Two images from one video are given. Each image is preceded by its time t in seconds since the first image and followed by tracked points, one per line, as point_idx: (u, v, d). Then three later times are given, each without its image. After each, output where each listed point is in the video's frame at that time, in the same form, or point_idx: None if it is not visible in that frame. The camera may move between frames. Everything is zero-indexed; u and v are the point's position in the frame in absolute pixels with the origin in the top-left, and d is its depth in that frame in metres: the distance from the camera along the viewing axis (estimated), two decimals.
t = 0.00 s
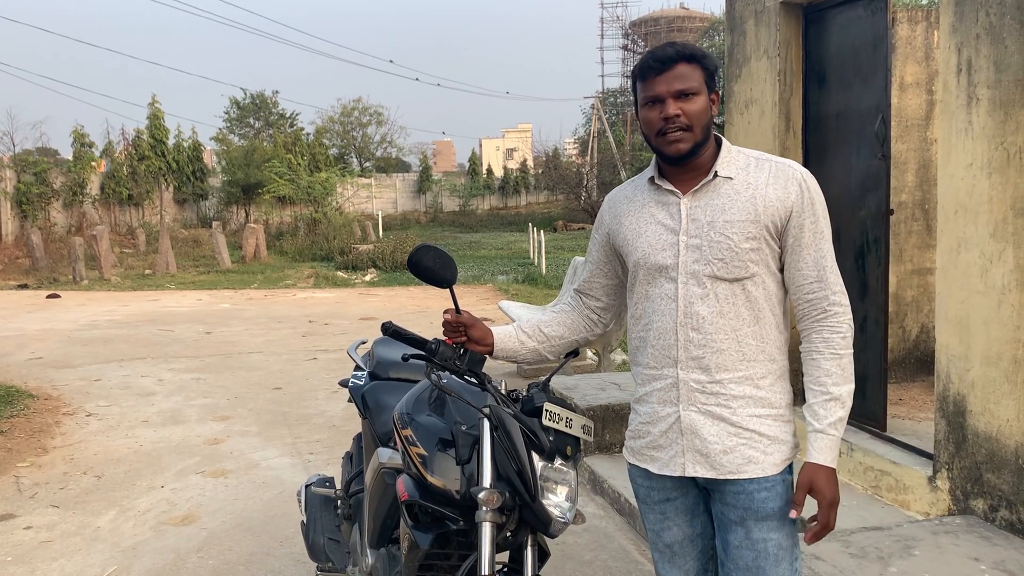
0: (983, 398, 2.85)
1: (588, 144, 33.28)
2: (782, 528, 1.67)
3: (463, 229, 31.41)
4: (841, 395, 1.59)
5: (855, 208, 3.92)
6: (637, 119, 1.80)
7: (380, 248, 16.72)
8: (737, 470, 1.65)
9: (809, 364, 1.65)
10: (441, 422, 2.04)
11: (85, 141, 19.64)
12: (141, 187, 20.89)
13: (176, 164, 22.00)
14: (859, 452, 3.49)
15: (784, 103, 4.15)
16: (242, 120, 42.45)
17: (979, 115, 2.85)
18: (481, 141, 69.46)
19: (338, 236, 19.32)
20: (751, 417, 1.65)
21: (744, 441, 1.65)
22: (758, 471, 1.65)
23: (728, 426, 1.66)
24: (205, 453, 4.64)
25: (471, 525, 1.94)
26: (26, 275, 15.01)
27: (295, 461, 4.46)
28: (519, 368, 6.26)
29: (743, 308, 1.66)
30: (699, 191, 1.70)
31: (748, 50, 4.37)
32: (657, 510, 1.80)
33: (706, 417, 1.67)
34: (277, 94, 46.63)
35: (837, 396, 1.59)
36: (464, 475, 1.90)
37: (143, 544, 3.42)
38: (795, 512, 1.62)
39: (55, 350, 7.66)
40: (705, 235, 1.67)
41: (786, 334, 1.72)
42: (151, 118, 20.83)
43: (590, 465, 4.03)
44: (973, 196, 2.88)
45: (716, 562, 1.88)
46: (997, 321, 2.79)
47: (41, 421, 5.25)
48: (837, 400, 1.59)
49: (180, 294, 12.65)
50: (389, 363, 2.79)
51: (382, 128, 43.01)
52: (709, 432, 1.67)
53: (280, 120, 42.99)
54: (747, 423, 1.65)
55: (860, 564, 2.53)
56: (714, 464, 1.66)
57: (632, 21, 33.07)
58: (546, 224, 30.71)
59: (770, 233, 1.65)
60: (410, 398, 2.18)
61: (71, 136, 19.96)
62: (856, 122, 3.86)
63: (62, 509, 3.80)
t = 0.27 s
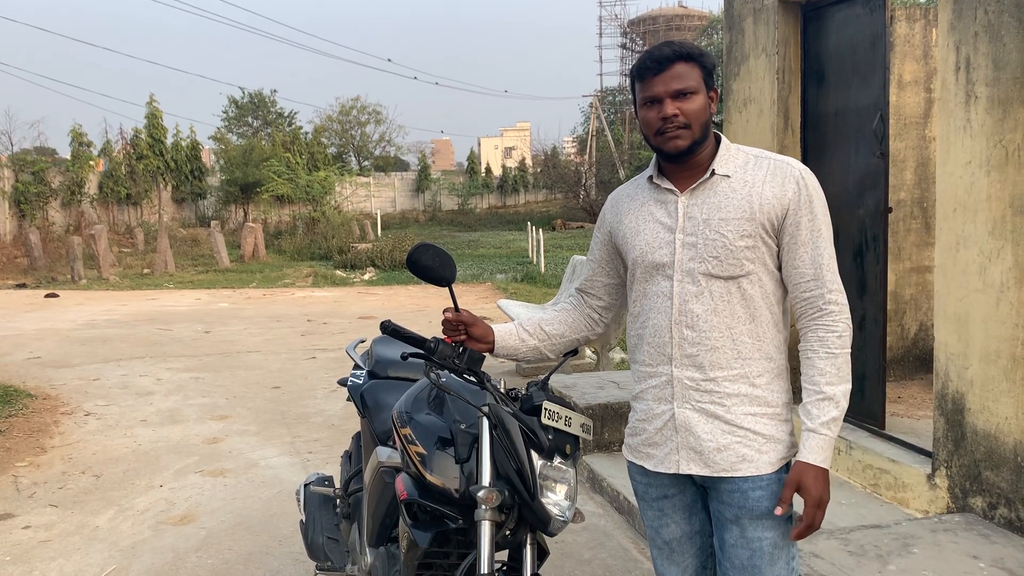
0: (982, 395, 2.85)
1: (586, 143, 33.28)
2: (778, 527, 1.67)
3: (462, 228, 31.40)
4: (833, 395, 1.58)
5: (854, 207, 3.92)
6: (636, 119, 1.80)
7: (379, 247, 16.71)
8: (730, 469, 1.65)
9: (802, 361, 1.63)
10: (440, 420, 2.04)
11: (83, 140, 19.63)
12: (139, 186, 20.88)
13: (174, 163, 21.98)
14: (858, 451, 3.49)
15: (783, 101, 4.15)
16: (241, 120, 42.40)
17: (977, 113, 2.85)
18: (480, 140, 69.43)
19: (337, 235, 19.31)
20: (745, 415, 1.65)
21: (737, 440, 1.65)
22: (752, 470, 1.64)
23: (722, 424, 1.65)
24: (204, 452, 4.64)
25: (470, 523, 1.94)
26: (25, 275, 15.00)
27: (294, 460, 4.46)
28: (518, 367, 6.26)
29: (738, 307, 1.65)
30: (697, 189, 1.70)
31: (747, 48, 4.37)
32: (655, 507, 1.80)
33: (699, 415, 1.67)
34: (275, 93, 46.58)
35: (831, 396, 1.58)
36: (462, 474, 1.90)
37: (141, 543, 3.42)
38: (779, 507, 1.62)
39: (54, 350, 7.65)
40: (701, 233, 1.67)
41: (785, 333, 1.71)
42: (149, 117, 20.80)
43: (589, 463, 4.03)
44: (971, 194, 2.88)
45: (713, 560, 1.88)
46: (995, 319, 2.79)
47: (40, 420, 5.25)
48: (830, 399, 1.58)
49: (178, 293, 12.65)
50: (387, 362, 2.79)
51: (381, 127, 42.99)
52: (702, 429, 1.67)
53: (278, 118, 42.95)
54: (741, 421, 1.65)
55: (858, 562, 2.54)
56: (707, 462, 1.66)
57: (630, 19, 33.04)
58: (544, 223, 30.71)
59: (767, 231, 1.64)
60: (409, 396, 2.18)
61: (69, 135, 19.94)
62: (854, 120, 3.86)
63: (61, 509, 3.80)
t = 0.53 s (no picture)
0: (981, 394, 2.85)
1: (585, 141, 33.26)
2: (788, 522, 1.68)
3: (461, 227, 31.40)
4: (808, 340, 1.54)
5: (853, 205, 3.92)
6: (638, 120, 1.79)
7: (378, 246, 16.69)
8: (744, 467, 1.65)
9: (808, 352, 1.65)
10: (439, 419, 2.04)
11: (82, 139, 19.61)
12: (138, 185, 20.86)
13: (173, 162, 21.97)
14: (858, 449, 3.49)
15: (782, 100, 4.16)
16: (240, 118, 42.36)
17: (977, 112, 2.85)
18: (479, 139, 69.42)
19: (336, 234, 19.30)
20: (756, 414, 1.65)
21: (750, 438, 1.65)
22: (765, 467, 1.65)
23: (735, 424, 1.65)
24: (203, 451, 4.63)
25: (469, 523, 1.94)
26: (24, 274, 14.99)
27: (293, 459, 4.46)
28: (517, 365, 6.26)
29: (749, 306, 1.66)
30: (704, 188, 1.70)
31: (746, 47, 4.37)
32: (659, 507, 1.80)
33: (712, 416, 1.67)
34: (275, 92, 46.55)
35: (801, 338, 1.54)
36: (461, 473, 1.89)
37: (141, 542, 3.42)
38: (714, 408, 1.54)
39: (53, 349, 7.65)
40: (710, 233, 1.67)
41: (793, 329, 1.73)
42: (148, 116, 20.78)
43: (588, 462, 4.03)
44: (971, 192, 2.88)
45: (716, 559, 1.88)
46: (995, 317, 2.79)
47: (39, 419, 5.25)
48: (800, 340, 1.54)
49: (178, 292, 12.65)
50: (387, 361, 2.79)
51: (380, 125, 42.98)
52: (715, 430, 1.67)
53: (277, 117, 42.93)
54: (753, 419, 1.65)
55: (858, 560, 2.54)
56: (720, 462, 1.66)
57: (630, 18, 33.01)
58: (543, 222, 30.71)
59: (775, 229, 1.65)
60: (409, 395, 2.18)
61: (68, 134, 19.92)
62: (854, 118, 3.86)
63: (60, 508, 3.80)
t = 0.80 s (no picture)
0: (980, 392, 2.85)
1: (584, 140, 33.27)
2: (783, 519, 1.67)
3: (460, 225, 31.40)
4: (825, 301, 1.48)
5: (852, 203, 3.92)
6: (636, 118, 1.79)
7: (377, 245, 16.69)
8: (739, 465, 1.65)
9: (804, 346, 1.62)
10: (439, 418, 2.04)
11: (81, 138, 19.60)
12: (137, 184, 20.85)
13: (172, 161, 21.95)
14: (857, 447, 3.49)
15: (781, 98, 4.17)
16: (238, 117, 42.32)
17: (976, 110, 2.85)
18: (478, 137, 69.36)
19: (335, 233, 19.29)
20: (751, 412, 1.65)
21: (747, 436, 1.65)
22: (759, 466, 1.64)
23: (730, 422, 1.65)
24: (202, 449, 4.63)
25: (469, 521, 1.93)
26: (23, 273, 14.97)
27: (293, 457, 4.46)
28: (516, 364, 6.26)
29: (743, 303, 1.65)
30: (697, 186, 1.70)
31: (746, 45, 4.37)
32: (658, 502, 1.80)
33: (708, 414, 1.67)
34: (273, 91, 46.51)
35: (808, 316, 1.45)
36: (461, 471, 1.89)
37: (140, 541, 3.42)
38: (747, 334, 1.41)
39: (52, 348, 7.64)
40: (701, 231, 1.67)
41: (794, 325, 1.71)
42: (147, 115, 20.76)
43: (587, 460, 4.03)
44: (970, 190, 2.88)
45: (716, 556, 1.88)
46: (994, 316, 2.79)
47: (38, 418, 5.24)
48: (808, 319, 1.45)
49: (176, 291, 12.65)
50: (386, 359, 2.79)
51: (379, 124, 42.97)
52: (710, 429, 1.66)
53: (276, 116, 42.90)
54: (749, 418, 1.65)
55: (857, 558, 2.54)
56: (716, 461, 1.66)
57: (629, 16, 33.00)
58: (543, 220, 30.72)
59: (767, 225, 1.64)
60: (409, 392, 2.18)
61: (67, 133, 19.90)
62: (852, 117, 3.86)
63: (59, 507, 3.80)
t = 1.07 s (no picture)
0: (979, 390, 2.86)
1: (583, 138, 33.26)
2: (784, 519, 1.68)
3: (458, 224, 31.38)
4: (802, 340, 1.57)
5: (850, 202, 3.92)
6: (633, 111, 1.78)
7: (376, 244, 16.68)
8: (739, 465, 1.65)
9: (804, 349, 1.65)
10: (438, 416, 2.04)
11: (79, 136, 19.57)
12: (135, 183, 20.82)
13: (170, 159, 21.92)
14: (856, 445, 3.49)
15: (779, 96, 4.17)
16: (237, 115, 42.26)
17: (975, 108, 2.85)
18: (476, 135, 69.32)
19: (333, 231, 19.28)
20: (750, 411, 1.65)
21: (746, 435, 1.65)
22: (760, 465, 1.65)
23: (729, 421, 1.65)
24: (201, 448, 4.63)
25: (468, 519, 1.93)
26: (21, 272, 14.94)
27: (291, 456, 4.45)
28: (515, 362, 6.26)
29: (741, 302, 1.65)
30: (693, 185, 1.69)
31: (744, 44, 4.37)
32: (658, 503, 1.80)
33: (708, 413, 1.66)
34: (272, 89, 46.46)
35: (797, 339, 1.57)
36: (460, 470, 1.89)
37: (139, 540, 3.42)
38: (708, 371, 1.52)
39: (50, 347, 7.63)
40: (700, 231, 1.67)
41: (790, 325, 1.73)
42: (145, 113, 20.72)
43: (586, 459, 4.03)
44: (968, 189, 2.88)
45: (717, 555, 1.88)
46: (993, 314, 2.79)
47: (37, 417, 5.24)
48: (796, 342, 1.57)
49: (175, 290, 12.63)
50: (386, 358, 2.78)
51: (377, 122, 42.93)
52: (710, 427, 1.66)
53: (274, 114, 42.87)
54: (749, 417, 1.65)
55: (856, 556, 2.54)
56: (716, 460, 1.66)
57: (627, 14, 32.96)
58: (541, 219, 30.71)
59: (766, 225, 1.64)
60: (407, 391, 2.18)
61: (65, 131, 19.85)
62: (851, 115, 3.85)
63: (58, 506, 3.79)
